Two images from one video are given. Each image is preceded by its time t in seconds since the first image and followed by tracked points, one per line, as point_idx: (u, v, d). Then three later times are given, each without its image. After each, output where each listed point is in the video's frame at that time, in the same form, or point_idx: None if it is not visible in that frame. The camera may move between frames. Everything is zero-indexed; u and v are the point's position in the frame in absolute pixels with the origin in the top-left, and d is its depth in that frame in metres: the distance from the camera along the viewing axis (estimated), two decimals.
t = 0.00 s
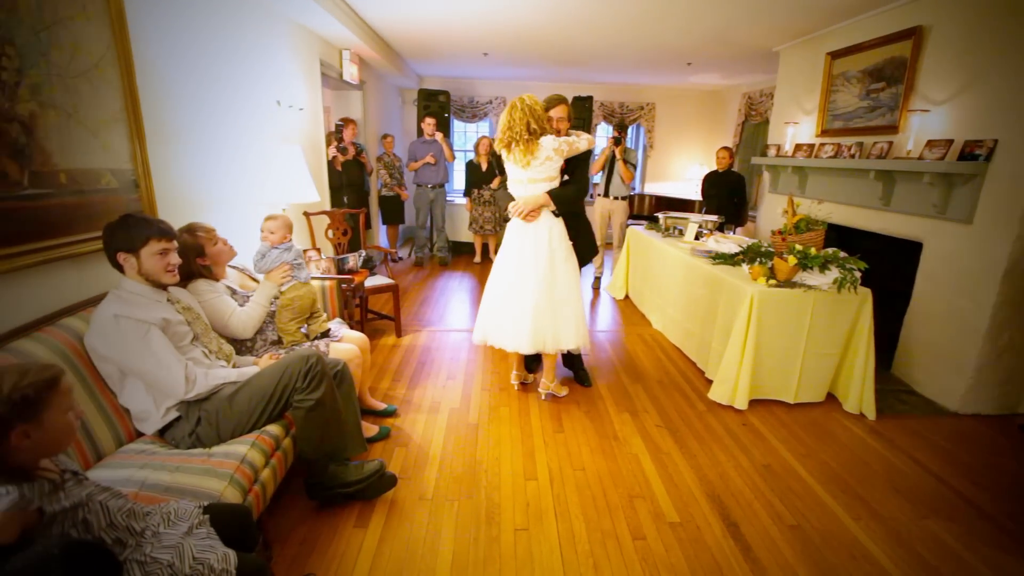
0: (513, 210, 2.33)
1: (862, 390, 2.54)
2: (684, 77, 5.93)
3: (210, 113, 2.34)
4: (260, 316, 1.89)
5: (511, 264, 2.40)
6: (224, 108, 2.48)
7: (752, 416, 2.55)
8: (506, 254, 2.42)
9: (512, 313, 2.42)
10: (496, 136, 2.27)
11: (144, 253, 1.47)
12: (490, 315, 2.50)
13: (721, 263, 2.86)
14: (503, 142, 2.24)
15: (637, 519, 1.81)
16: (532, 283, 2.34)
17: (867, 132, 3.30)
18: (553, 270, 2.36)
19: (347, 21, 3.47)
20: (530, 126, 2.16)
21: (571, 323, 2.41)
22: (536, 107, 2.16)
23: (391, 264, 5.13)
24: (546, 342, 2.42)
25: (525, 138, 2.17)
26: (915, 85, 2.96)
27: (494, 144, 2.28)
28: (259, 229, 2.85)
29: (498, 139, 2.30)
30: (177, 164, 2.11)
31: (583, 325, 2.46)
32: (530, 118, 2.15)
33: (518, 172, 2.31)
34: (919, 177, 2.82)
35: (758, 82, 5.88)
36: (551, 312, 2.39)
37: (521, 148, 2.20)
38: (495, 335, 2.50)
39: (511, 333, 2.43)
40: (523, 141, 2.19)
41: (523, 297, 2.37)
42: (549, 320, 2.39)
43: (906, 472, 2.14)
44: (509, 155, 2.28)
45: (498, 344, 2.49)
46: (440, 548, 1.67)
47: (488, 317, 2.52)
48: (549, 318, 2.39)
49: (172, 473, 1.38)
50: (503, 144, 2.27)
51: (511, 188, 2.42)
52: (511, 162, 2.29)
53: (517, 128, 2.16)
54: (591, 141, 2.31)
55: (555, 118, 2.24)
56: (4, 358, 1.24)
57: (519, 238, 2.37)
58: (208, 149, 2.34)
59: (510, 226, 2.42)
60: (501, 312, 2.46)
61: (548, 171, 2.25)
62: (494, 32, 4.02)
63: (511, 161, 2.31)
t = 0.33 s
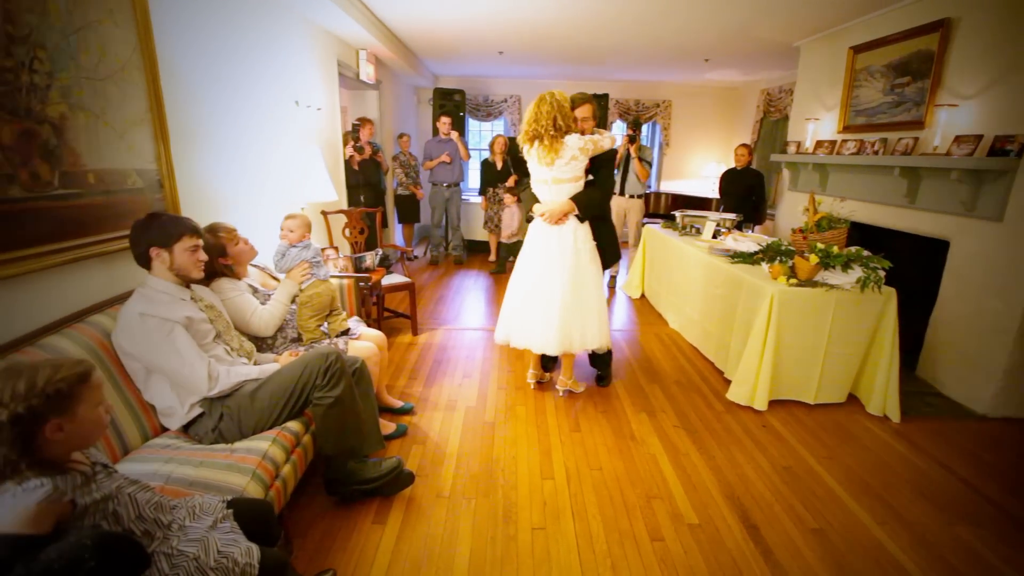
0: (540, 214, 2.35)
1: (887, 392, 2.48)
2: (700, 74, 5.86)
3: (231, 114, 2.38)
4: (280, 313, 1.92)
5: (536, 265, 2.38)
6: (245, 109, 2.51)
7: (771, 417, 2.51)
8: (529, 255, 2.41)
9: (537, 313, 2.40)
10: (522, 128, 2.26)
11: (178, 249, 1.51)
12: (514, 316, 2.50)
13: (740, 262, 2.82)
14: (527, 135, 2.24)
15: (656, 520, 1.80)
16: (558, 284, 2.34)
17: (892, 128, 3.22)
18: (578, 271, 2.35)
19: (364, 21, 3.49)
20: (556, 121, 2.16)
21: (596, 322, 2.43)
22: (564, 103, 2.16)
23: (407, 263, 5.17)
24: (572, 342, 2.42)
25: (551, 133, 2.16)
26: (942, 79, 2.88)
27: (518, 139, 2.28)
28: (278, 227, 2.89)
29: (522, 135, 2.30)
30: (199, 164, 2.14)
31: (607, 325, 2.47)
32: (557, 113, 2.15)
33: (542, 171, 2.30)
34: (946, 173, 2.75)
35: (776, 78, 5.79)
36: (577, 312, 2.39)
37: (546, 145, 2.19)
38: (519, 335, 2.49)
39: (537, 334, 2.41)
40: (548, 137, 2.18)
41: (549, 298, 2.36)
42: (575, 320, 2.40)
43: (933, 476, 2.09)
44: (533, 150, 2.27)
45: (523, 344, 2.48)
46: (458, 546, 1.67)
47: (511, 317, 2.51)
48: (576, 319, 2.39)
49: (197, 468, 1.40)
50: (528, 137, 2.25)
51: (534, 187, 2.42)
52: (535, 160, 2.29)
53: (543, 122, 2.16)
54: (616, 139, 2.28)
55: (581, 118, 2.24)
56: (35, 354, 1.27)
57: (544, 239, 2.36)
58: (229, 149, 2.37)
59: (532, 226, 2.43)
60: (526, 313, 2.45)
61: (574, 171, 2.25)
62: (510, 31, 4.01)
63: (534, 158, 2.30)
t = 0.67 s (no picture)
0: (570, 215, 2.35)
1: (904, 397, 2.43)
2: (714, 75, 5.81)
3: (247, 114, 2.40)
4: (294, 313, 1.91)
5: (562, 269, 2.38)
6: (262, 110, 2.54)
7: (786, 422, 2.48)
8: (556, 258, 2.41)
9: (560, 317, 2.41)
10: (558, 127, 2.29)
11: (204, 242, 1.57)
12: (538, 318, 2.51)
13: (754, 265, 2.79)
14: (562, 134, 2.26)
15: (668, 523, 1.78)
16: (583, 289, 2.33)
17: (911, 129, 3.17)
18: (604, 277, 2.34)
19: (379, 22, 3.51)
20: (590, 122, 2.17)
21: (618, 331, 2.41)
22: (600, 105, 2.18)
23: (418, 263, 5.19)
24: (592, 349, 2.41)
25: (584, 133, 2.18)
26: (964, 80, 2.82)
27: (554, 140, 2.31)
28: (292, 227, 2.91)
29: (557, 135, 2.33)
30: (216, 164, 2.17)
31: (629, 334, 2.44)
32: (591, 114, 2.16)
33: (573, 172, 2.31)
34: (968, 175, 2.69)
35: (792, 78, 5.73)
36: (600, 319, 2.38)
37: (578, 145, 2.21)
38: (541, 338, 2.51)
39: (558, 338, 2.43)
40: (580, 137, 2.19)
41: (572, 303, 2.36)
42: (597, 327, 2.38)
43: (952, 484, 2.05)
44: (565, 150, 2.29)
45: (544, 346, 2.50)
46: (469, 547, 1.67)
47: (534, 319, 2.53)
48: (598, 325, 2.38)
49: (212, 464, 1.42)
50: (563, 137, 2.28)
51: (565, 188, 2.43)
52: (567, 161, 2.31)
53: (577, 122, 2.18)
54: (651, 143, 2.27)
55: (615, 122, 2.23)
56: (57, 350, 1.29)
57: (572, 243, 2.34)
58: (246, 148, 2.40)
59: (562, 228, 2.42)
60: (549, 317, 2.45)
61: (605, 173, 2.25)
62: (523, 31, 4.01)
63: (567, 160, 2.32)
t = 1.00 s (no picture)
0: (591, 215, 2.33)
1: (918, 399, 2.40)
2: (723, 73, 5.77)
3: (256, 114, 2.41)
4: (302, 313, 1.91)
5: (585, 272, 2.37)
6: (271, 110, 2.54)
7: (797, 423, 2.45)
8: (578, 261, 2.40)
9: (584, 322, 2.40)
10: (581, 127, 2.29)
11: (215, 243, 1.58)
12: (562, 323, 2.51)
13: (764, 264, 2.76)
14: (585, 134, 2.27)
15: (679, 525, 1.77)
16: (606, 293, 2.32)
17: (924, 127, 3.13)
18: (627, 280, 2.33)
19: (387, 22, 3.51)
20: (612, 122, 2.18)
21: (645, 334, 2.39)
22: (623, 104, 2.17)
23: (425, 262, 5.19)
24: (619, 353, 2.40)
25: (605, 133, 2.18)
26: (980, 76, 2.78)
27: (577, 140, 2.32)
28: (300, 227, 2.92)
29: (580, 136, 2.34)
30: (225, 164, 2.17)
31: (656, 337, 2.42)
32: (614, 114, 2.16)
33: (595, 173, 2.32)
34: (984, 173, 2.65)
35: (802, 76, 5.67)
36: (625, 323, 2.36)
37: (600, 145, 2.21)
38: (567, 342, 2.50)
39: (583, 342, 2.42)
40: (602, 137, 2.20)
41: (595, 307, 2.36)
42: (623, 331, 2.37)
43: (968, 487, 2.02)
44: (587, 151, 2.30)
45: (569, 351, 2.50)
46: (477, 547, 1.66)
47: (559, 323, 2.51)
48: (623, 330, 2.37)
49: (222, 464, 1.42)
50: (585, 137, 2.29)
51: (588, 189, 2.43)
52: (590, 162, 2.32)
53: (599, 121, 2.19)
54: (676, 143, 2.22)
55: (638, 121, 2.20)
56: (70, 349, 1.30)
57: (594, 247, 2.34)
58: (255, 148, 2.41)
59: (583, 229, 2.41)
60: (573, 321, 2.45)
61: (626, 172, 2.23)
62: (531, 30, 4.00)
63: (589, 161, 2.33)
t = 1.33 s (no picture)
0: (598, 212, 2.33)
1: (929, 399, 2.37)
2: (730, 69, 5.73)
3: (261, 110, 2.40)
4: (306, 311, 1.91)
5: (593, 269, 2.35)
6: (276, 106, 2.54)
7: (806, 423, 2.42)
8: (586, 258, 2.39)
9: (590, 318, 2.39)
10: (588, 125, 2.28)
11: (224, 242, 1.57)
12: (569, 319, 2.50)
13: (772, 262, 2.73)
14: (592, 132, 2.25)
15: (687, 526, 1.75)
16: (612, 289, 2.30)
17: (936, 123, 3.09)
18: (635, 277, 2.31)
19: (392, 17, 3.49)
20: (618, 120, 2.15)
21: (651, 333, 2.36)
22: (630, 101, 2.14)
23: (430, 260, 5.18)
24: (624, 351, 2.38)
25: (611, 131, 2.17)
26: (994, 71, 2.73)
27: (585, 139, 2.31)
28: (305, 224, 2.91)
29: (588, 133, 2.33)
30: (230, 160, 2.16)
31: (663, 337, 2.39)
32: (620, 111, 2.13)
33: (603, 171, 2.31)
34: (997, 170, 2.61)
35: (810, 72, 5.62)
36: (631, 321, 2.34)
37: (607, 142, 2.20)
38: (573, 338, 2.49)
39: (588, 339, 2.40)
40: (608, 134, 2.18)
41: (601, 304, 2.34)
42: (629, 329, 2.35)
43: (980, 489, 1.99)
44: (595, 149, 2.29)
45: (575, 348, 2.49)
46: (484, 547, 1.65)
47: (566, 320, 2.51)
48: (629, 328, 2.34)
49: (229, 463, 1.41)
50: (593, 135, 2.28)
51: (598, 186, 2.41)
52: (598, 160, 2.31)
53: (605, 119, 2.17)
54: (685, 139, 2.18)
55: (646, 118, 2.17)
56: (77, 348, 1.29)
57: (602, 244, 2.32)
58: (260, 144, 2.39)
59: (592, 227, 2.40)
60: (579, 318, 2.44)
61: (634, 169, 2.20)
62: (537, 26, 3.97)
63: (598, 160, 2.32)
